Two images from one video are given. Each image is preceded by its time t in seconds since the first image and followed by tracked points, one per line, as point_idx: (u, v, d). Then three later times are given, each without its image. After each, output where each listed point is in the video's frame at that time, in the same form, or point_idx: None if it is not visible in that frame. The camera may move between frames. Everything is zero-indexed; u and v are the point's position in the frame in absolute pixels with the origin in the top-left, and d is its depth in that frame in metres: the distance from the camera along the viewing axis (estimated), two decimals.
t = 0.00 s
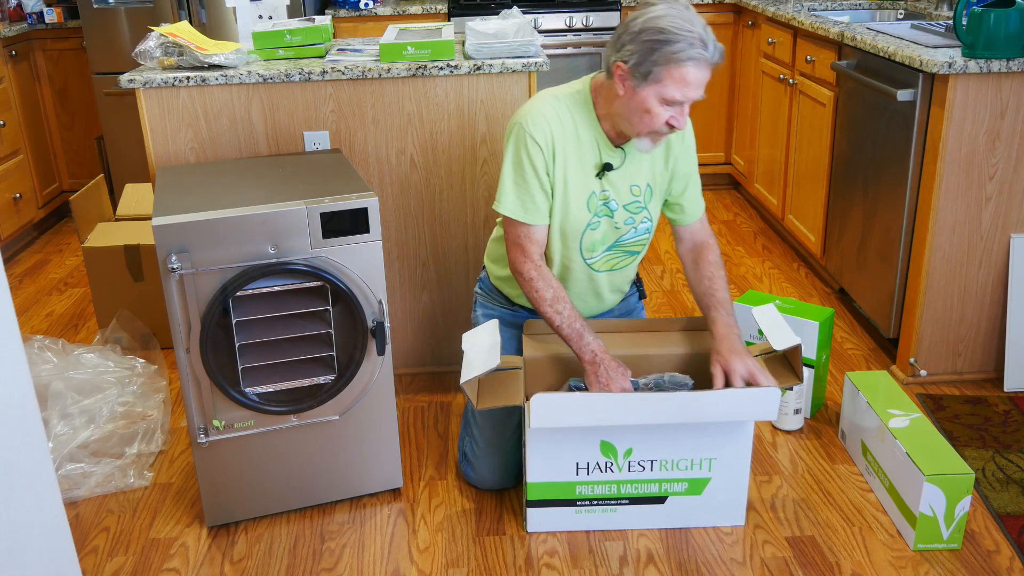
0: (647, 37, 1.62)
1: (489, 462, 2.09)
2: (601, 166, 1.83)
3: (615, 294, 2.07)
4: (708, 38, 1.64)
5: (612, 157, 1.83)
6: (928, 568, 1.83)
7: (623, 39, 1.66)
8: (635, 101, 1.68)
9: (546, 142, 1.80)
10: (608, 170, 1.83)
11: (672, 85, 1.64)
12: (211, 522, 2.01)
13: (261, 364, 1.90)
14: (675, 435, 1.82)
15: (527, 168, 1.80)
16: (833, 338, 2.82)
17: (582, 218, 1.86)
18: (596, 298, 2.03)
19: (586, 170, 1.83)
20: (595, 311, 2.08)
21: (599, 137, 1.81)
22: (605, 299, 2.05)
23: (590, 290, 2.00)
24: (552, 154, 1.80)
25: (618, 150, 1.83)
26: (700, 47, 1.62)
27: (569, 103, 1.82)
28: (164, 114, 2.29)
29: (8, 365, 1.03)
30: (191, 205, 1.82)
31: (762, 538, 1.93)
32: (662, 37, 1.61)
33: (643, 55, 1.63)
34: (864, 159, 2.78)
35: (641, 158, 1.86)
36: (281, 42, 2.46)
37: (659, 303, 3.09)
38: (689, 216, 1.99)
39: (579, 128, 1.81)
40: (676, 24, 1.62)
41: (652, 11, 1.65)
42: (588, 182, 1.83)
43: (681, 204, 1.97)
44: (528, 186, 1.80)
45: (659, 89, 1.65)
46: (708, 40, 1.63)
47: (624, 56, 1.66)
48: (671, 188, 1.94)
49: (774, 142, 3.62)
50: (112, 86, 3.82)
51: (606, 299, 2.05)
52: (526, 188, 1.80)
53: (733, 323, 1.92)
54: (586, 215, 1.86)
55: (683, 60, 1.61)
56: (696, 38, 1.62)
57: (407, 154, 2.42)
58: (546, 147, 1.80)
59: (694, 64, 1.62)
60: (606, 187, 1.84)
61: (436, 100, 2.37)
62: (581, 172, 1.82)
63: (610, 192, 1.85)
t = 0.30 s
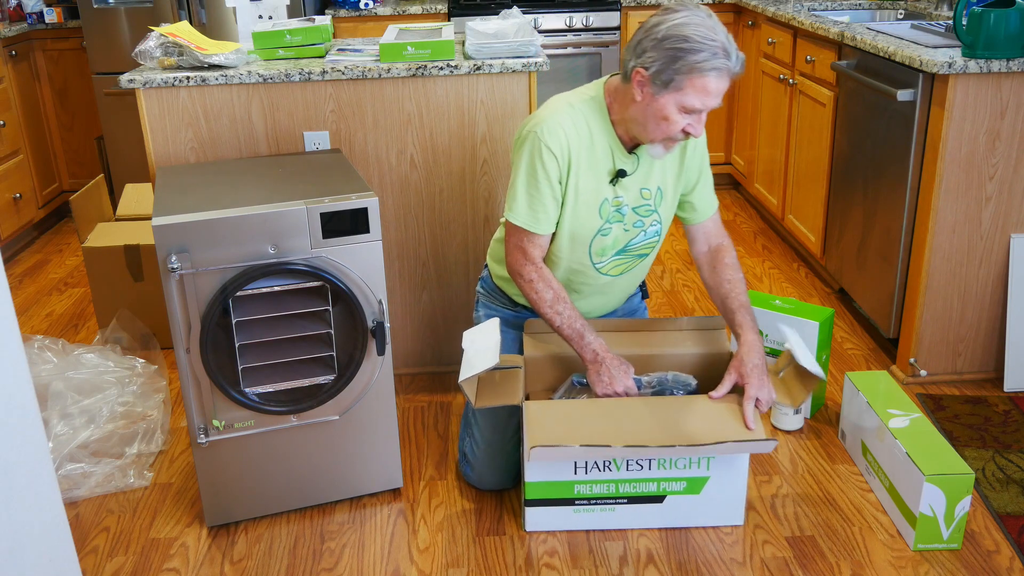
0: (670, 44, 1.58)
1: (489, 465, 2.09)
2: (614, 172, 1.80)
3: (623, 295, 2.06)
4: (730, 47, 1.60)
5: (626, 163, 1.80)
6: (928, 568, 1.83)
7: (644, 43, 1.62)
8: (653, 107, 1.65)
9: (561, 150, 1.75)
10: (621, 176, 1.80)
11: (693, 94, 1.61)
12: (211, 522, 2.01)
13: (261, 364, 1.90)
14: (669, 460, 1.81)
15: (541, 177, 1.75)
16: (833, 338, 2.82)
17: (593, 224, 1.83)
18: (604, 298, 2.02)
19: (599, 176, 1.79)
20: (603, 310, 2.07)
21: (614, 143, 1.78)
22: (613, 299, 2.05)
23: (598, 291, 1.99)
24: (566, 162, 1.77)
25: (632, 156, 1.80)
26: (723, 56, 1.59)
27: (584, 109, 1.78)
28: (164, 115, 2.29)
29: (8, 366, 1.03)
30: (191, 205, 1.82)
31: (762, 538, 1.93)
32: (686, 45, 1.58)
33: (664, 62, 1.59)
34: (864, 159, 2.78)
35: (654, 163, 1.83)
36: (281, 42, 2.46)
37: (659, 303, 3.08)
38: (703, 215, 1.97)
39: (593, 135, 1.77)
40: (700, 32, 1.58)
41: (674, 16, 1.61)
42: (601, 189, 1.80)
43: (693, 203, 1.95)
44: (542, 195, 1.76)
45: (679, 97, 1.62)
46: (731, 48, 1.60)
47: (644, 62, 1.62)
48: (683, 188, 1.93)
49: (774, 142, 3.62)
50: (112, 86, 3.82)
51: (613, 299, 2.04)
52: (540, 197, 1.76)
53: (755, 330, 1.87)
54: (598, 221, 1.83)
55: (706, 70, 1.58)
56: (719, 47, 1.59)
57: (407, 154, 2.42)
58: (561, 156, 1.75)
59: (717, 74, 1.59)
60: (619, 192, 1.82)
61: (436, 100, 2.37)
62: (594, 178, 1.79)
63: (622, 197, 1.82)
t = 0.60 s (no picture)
0: (686, 44, 1.58)
1: (490, 465, 2.09)
2: (622, 169, 1.79)
3: (624, 295, 2.06)
4: (744, 46, 1.61)
5: (634, 160, 1.79)
6: (928, 569, 1.83)
7: (658, 42, 1.61)
8: (665, 105, 1.65)
9: (572, 143, 1.74)
10: (628, 174, 1.80)
11: (707, 93, 1.61)
12: (211, 522, 2.01)
13: (261, 364, 1.90)
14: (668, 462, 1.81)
15: (550, 170, 1.74)
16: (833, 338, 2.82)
17: (599, 220, 1.83)
18: (606, 296, 2.02)
19: (607, 172, 1.79)
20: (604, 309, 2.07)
21: (624, 140, 1.77)
22: (614, 298, 2.05)
23: (600, 288, 1.99)
24: (576, 156, 1.76)
25: (641, 154, 1.79)
26: (738, 56, 1.60)
27: (596, 103, 1.77)
28: (164, 115, 2.29)
29: (8, 365, 1.03)
30: (191, 205, 1.82)
31: (762, 538, 1.93)
32: (702, 45, 1.58)
33: (680, 61, 1.59)
34: (863, 159, 2.78)
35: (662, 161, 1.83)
36: (280, 42, 2.46)
37: (659, 303, 3.09)
38: (712, 215, 1.96)
39: (604, 131, 1.76)
40: (715, 32, 1.58)
41: (687, 15, 1.61)
42: (608, 185, 1.80)
43: (701, 203, 1.95)
44: (550, 188, 1.75)
45: (692, 96, 1.62)
46: (744, 49, 1.61)
47: (658, 61, 1.61)
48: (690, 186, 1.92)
49: (774, 142, 3.62)
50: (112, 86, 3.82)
51: (614, 298, 2.04)
52: (548, 190, 1.75)
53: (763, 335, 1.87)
54: (603, 217, 1.83)
55: (721, 69, 1.59)
56: (734, 47, 1.59)
57: (407, 154, 2.42)
58: (571, 149, 1.74)
59: (731, 74, 1.60)
60: (626, 189, 1.81)
61: (436, 100, 2.37)
62: (602, 173, 1.79)
63: (629, 194, 1.82)
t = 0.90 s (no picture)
0: (690, 26, 1.56)
1: (490, 465, 2.09)
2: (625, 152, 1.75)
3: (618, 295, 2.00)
4: (746, 31, 1.59)
5: (639, 146, 1.75)
6: (928, 569, 1.83)
7: (662, 27, 1.59)
8: (667, 90, 1.62)
9: (577, 119, 1.70)
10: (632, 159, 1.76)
11: (710, 77, 1.58)
12: (211, 522, 2.01)
13: (261, 364, 1.90)
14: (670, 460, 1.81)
15: (554, 143, 1.68)
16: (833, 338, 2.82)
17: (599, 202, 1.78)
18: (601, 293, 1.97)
19: (610, 153, 1.75)
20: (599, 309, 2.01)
21: (632, 124, 1.74)
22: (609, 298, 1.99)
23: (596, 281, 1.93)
24: (581, 132, 1.71)
25: (647, 140, 1.76)
26: (741, 41, 1.58)
27: (610, 83, 1.73)
28: (164, 115, 2.29)
29: (8, 365, 1.03)
30: (191, 206, 1.82)
31: (762, 538, 1.93)
32: (706, 28, 1.55)
33: (684, 45, 1.56)
34: (864, 159, 2.78)
35: (668, 152, 1.79)
36: (280, 42, 2.46)
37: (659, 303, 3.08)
38: (719, 213, 1.91)
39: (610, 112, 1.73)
40: (719, 16, 1.56)
41: None
42: (609, 167, 1.76)
43: (708, 202, 1.90)
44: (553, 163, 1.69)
45: (695, 80, 1.59)
46: (747, 33, 1.59)
47: (662, 45, 1.59)
48: (697, 181, 1.88)
49: (774, 142, 3.62)
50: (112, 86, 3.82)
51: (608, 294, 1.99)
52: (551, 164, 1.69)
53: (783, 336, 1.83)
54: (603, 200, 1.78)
55: (724, 53, 1.56)
56: (737, 31, 1.57)
57: (407, 154, 2.42)
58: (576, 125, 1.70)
59: (734, 58, 1.58)
60: (628, 174, 1.77)
61: (436, 101, 2.37)
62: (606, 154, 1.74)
63: (631, 180, 1.78)
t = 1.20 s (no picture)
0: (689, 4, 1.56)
1: (488, 466, 2.09)
2: (626, 131, 1.74)
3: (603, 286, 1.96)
4: (745, 11, 1.59)
5: (641, 126, 1.74)
6: (928, 568, 1.83)
7: (661, 6, 1.59)
8: (667, 68, 1.61)
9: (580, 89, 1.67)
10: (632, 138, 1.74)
11: (709, 55, 1.58)
12: (211, 522, 2.01)
13: (261, 364, 1.90)
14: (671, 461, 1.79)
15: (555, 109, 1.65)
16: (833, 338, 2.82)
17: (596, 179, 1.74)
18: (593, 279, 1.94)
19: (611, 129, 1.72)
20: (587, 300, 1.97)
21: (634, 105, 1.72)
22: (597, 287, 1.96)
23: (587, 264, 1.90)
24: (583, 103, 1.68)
25: (649, 122, 1.74)
26: (739, 19, 1.57)
27: (613, 62, 1.72)
28: (164, 115, 2.29)
29: (8, 365, 1.03)
30: (191, 206, 1.82)
31: (762, 538, 1.93)
32: (704, 5, 1.55)
33: (683, 21, 1.56)
34: (864, 159, 2.78)
35: (668, 134, 1.78)
36: (281, 42, 2.46)
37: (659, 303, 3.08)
38: (713, 208, 1.91)
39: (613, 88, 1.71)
40: None
41: None
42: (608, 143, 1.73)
43: (703, 196, 1.90)
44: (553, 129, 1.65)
45: (694, 57, 1.58)
46: (746, 13, 1.59)
47: (661, 23, 1.58)
48: (694, 174, 1.87)
49: (774, 142, 3.62)
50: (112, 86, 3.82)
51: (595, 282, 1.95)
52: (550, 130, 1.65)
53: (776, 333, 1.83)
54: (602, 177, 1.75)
55: (723, 29, 1.56)
56: (736, 9, 1.57)
57: (407, 154, 2.42)
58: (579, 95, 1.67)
59: (732, 35, 1.57)
60: (627, 153, 1.76)
61: (436, 100, 2.37)
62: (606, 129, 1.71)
63: (630, 160, 1.76)
